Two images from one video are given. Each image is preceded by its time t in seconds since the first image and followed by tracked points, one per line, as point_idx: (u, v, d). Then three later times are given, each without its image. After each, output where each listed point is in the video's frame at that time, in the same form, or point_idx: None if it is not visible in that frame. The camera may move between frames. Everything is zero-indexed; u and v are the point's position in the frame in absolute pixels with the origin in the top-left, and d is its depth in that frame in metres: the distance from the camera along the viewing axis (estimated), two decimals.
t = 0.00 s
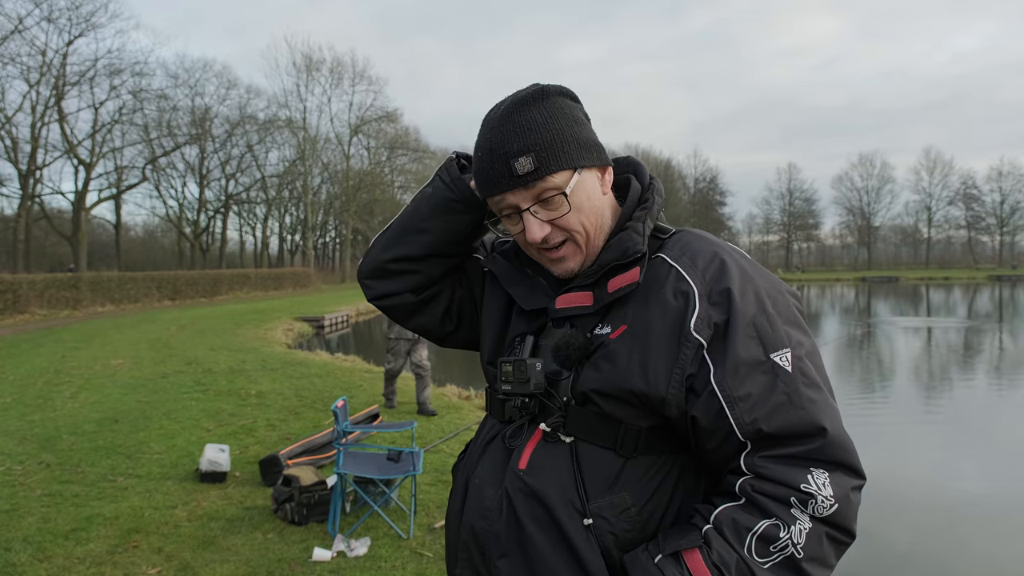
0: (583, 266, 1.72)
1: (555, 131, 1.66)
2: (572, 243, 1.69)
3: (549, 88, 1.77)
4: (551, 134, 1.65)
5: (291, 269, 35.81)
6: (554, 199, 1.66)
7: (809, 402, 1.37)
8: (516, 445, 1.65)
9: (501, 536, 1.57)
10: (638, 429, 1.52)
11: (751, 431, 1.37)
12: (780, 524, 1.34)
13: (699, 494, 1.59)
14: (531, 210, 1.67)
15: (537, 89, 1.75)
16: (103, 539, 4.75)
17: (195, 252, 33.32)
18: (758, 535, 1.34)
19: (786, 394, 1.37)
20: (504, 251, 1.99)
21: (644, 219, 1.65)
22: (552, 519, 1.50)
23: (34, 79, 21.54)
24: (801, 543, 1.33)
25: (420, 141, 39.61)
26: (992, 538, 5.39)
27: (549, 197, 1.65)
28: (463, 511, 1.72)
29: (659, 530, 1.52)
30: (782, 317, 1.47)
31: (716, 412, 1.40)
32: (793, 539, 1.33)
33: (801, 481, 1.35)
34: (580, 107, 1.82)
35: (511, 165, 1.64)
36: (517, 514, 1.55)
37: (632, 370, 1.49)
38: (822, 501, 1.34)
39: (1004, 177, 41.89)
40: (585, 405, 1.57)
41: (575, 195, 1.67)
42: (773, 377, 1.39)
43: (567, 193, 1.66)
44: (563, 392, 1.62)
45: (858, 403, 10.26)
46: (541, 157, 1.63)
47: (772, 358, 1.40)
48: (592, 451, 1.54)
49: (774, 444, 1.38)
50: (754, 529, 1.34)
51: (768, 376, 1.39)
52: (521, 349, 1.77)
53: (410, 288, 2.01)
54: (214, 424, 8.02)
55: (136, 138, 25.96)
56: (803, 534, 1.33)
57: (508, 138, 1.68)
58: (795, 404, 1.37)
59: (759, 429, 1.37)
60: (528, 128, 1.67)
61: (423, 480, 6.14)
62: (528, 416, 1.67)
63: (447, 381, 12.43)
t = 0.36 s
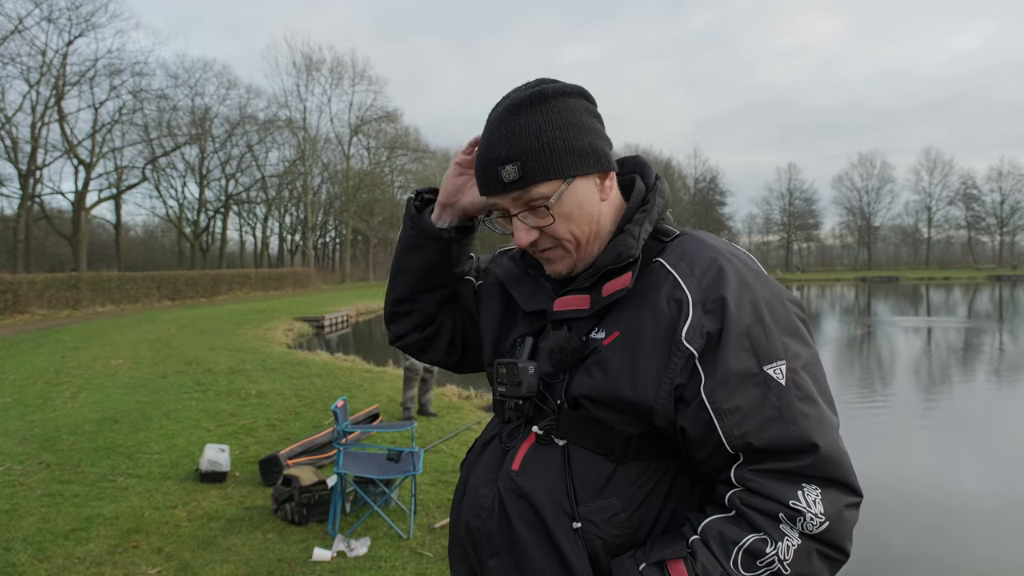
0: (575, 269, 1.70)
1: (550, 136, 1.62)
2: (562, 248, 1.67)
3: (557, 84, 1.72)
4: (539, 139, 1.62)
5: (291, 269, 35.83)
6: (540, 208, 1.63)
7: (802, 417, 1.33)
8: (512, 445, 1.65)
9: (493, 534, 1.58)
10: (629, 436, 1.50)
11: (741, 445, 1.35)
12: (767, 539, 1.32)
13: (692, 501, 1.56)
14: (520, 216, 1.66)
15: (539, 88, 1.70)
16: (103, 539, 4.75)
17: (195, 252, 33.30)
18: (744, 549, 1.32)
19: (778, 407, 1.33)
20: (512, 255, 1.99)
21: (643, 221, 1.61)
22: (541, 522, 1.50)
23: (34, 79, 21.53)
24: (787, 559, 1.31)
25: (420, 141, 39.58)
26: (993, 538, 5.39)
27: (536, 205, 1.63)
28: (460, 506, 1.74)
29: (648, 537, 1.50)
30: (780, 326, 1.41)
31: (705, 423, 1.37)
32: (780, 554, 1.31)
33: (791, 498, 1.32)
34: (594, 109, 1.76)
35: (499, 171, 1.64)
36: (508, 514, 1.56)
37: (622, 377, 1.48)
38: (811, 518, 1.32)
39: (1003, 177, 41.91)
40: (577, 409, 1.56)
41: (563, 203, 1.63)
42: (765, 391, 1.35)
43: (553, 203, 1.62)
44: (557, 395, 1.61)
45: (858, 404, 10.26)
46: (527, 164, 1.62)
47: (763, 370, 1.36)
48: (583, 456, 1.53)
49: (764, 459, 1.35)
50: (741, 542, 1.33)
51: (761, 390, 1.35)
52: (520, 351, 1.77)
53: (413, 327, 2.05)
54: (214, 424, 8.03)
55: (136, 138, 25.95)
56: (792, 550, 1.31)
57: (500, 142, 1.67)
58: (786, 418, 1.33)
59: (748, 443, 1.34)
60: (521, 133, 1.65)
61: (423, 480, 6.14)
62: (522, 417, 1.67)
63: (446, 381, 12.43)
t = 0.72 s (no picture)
0: (543, 265, 1.71)
1: (523, 134, 1.63)
2: (529, 245, 1.70)
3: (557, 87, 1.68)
4: (502, 141, 1.66)
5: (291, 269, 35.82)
6: (500, 207, 1.69)
7: (791, 430, 1.30)
8: (506, 448, 1.66)
9: (484, 535, 1.60)
10: (617, 442, 1.49)
11: (727, 456, 1.32)
12: (755, 549, 1.29)
13: (682, 509, 1.52)
14: (488, 212, 1.74)
15: (536, 86, 1.67)
16: (103, 539, 4.75)
17: (195, 252, 33.28)
18: (730, 561, 1.29)
19: (765, 420, 1.31)
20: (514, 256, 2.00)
21: (633, 226, 1.59)
22: (532, 527, 1.51)
23: (34, 79, 21.54)
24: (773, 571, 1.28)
25: (420, 141, 39.55)
26: (993, 538, 5.40)
27: (498, 203, 1.69)
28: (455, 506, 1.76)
29: (640, 544, 1.47)
30: (772, 334, 1.37)
31: (690, 434, 1.35)
32: (763, 565, 1.28)
33: (777, 510, 1.29)
34: (595, 125, 1.69)
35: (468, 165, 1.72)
36: (501, 518, 1.57)
37: (609, 385, 1.48)
38: (798, 531, 1.28)
39: (1003, 177, 41.90)
40: (566, 414, 1.56)
41: (519, 203, 1.65)
42: (754, 401, 1.32)
43: (510, 203, 1.66)
44: (548, 399, 1.62)
45: (858, 403, 10.27)
46: (489, 164, 1.68)
47: (752, 381, 1.33)
48: (575, 460, 1.52)
49: (750, 470, 1.32)
50: (726, 553, 1.30)
51: (749, 401, 1.32)
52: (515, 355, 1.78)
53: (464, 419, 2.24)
54: (214, 423, 8.02)
55: (136, 138, 25.97)
56: (779, 563, 1.28)
57: (484, 138, 1.71)
58: (774, 430, 1.30)
59: (735, 455, 1.32)
60: (501, 130, 1.67)
61: (423, 480, 6.14)
62: (514, 420, 1.68)
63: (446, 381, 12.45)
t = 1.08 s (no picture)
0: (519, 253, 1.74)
1: (488, 145, 1.62)
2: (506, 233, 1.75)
3: (527, 92, 1.58)
4: (477, 139, 1.67)
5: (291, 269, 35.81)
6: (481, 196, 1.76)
7: (704, 446, 1.15)
8: (484, 438, 1.73)
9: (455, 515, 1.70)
10: (561, 443, 1.46)
11: (641, 467, 1.24)
12: (662, 564, 1.20)
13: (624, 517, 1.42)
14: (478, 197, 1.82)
15: (512, 90, 1.61)
16: (103, 539, 4.75)
17: (195, 252, 33.28)
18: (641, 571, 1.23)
19: (679, 430, 1.18)
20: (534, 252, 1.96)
21: (588, 227, 1.44)
22: (488, 513, 1.58)
23: (34, 79, 21.54)
24: None
25: (421, 141, 39.53)
26: (992, 538, 5.40)
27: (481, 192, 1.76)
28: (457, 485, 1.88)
29: (583, 545, 1.44)
30: (701, 342, 1.21)
31: (609, 441, 1.29)
32: None
33: (683, 529, 1.19)
34: (555, 133, 1.53)
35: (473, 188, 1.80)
36: (467, 502, 1.65)
37: (549, 386, 1.45)
38: (704, 554, 1.16)
39: (1003, 177, 41.91)
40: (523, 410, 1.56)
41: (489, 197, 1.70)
42: (669, 412, 1.20)
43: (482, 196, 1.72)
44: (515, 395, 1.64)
45: (857, 404, 10.26)
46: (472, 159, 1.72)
47: (670, 392, 1.20)
48: (531, 457, 1.53)
49: (667, 484, 1.21)
50: (638, 564, 1.23)
51: (665, 411, 1.21)
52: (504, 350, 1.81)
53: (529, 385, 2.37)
54: (213, 424, 8.02)
55: (136, 138, 25.99)
56: None
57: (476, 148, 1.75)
58: (685, 444, 1.17)
59: (648, 466, 1.23)
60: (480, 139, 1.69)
61: (423, 481, 6.14)
62: (492, 413, 1.73)
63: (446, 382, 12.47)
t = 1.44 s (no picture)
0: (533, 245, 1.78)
1: (504, 141, 1.64)
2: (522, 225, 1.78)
3: (541, 89, 1.57)
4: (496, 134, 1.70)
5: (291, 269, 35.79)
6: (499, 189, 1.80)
7: (624, 451, 1.14)
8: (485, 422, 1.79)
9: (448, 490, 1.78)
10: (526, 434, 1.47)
11: (575, 461, 1.26)
12: (584, 562, 1.22)
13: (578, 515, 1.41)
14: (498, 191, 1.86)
15: (529, 87, 1.61)
16: (103, 538, 4.75)
17: (195, 252, 33.26)
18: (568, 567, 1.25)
19: (604, 433, 1.19)
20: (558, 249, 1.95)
21: (569, 225, 1.43)
22: (464, 497, 1.63)
23: (34, 79, 21.52)
24: None
25: (421, 141, 39.50)
26: (992, 537, 5.41)
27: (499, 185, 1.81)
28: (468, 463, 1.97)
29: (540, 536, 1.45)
30: (643, 349, 1.18)
31: (551, 437, 1.32)
32: None
33: (601, 530, 1.19)
34: (558, 136, 1.53)
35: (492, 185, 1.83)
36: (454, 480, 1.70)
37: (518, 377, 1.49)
38: (615, 558, 1.16)
39: (1003, 177, 41.88)
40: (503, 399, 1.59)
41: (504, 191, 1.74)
42: (599, 412, 1.21)
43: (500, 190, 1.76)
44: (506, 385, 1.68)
45: (857, 404, 10.26)
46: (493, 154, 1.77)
47: (602, 394, 1.20)
48: (505, 447, 1.56)
49: (597, 484, 1.22)
50: (566, 561, 1.26)
51: (597, 411, 1.21)
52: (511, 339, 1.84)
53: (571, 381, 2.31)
54: (213, 423, 8.02)
55: (136, 138, 26.02)
56: None
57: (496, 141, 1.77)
58: (610, 446, 1.18)
59: (580, 463, 1.25)
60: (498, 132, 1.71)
61: (424, 480, 6.14)
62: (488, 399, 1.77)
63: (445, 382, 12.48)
